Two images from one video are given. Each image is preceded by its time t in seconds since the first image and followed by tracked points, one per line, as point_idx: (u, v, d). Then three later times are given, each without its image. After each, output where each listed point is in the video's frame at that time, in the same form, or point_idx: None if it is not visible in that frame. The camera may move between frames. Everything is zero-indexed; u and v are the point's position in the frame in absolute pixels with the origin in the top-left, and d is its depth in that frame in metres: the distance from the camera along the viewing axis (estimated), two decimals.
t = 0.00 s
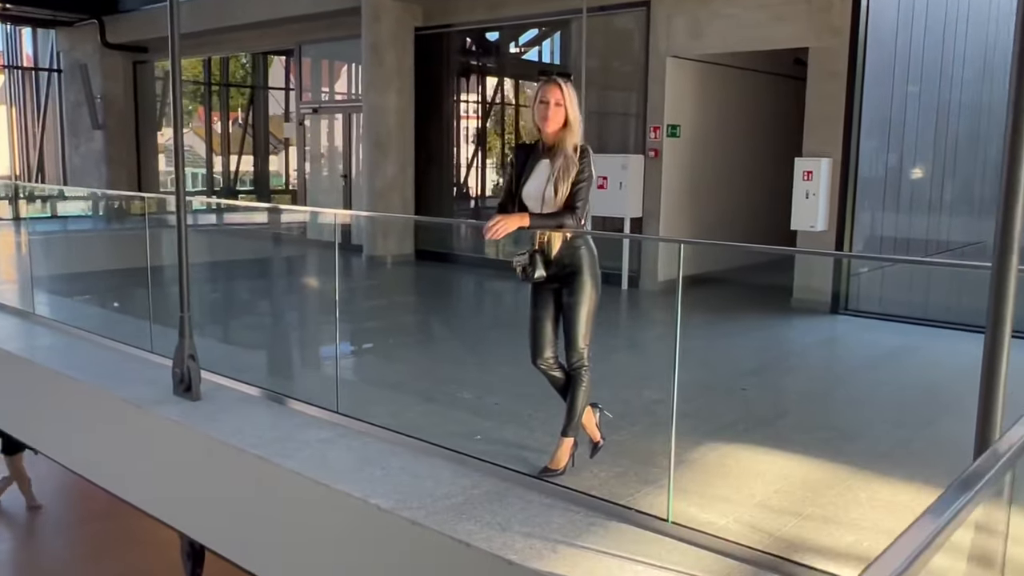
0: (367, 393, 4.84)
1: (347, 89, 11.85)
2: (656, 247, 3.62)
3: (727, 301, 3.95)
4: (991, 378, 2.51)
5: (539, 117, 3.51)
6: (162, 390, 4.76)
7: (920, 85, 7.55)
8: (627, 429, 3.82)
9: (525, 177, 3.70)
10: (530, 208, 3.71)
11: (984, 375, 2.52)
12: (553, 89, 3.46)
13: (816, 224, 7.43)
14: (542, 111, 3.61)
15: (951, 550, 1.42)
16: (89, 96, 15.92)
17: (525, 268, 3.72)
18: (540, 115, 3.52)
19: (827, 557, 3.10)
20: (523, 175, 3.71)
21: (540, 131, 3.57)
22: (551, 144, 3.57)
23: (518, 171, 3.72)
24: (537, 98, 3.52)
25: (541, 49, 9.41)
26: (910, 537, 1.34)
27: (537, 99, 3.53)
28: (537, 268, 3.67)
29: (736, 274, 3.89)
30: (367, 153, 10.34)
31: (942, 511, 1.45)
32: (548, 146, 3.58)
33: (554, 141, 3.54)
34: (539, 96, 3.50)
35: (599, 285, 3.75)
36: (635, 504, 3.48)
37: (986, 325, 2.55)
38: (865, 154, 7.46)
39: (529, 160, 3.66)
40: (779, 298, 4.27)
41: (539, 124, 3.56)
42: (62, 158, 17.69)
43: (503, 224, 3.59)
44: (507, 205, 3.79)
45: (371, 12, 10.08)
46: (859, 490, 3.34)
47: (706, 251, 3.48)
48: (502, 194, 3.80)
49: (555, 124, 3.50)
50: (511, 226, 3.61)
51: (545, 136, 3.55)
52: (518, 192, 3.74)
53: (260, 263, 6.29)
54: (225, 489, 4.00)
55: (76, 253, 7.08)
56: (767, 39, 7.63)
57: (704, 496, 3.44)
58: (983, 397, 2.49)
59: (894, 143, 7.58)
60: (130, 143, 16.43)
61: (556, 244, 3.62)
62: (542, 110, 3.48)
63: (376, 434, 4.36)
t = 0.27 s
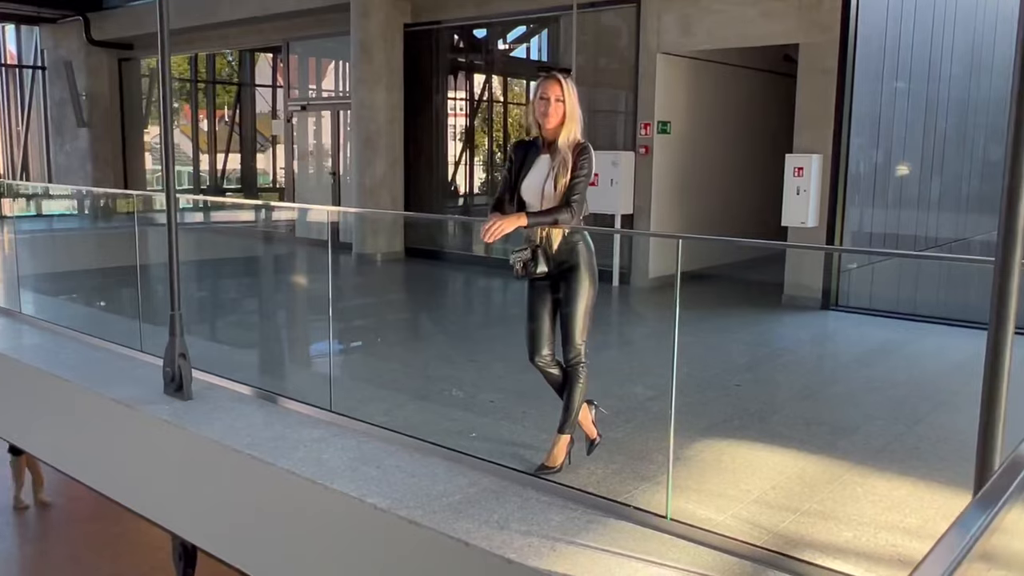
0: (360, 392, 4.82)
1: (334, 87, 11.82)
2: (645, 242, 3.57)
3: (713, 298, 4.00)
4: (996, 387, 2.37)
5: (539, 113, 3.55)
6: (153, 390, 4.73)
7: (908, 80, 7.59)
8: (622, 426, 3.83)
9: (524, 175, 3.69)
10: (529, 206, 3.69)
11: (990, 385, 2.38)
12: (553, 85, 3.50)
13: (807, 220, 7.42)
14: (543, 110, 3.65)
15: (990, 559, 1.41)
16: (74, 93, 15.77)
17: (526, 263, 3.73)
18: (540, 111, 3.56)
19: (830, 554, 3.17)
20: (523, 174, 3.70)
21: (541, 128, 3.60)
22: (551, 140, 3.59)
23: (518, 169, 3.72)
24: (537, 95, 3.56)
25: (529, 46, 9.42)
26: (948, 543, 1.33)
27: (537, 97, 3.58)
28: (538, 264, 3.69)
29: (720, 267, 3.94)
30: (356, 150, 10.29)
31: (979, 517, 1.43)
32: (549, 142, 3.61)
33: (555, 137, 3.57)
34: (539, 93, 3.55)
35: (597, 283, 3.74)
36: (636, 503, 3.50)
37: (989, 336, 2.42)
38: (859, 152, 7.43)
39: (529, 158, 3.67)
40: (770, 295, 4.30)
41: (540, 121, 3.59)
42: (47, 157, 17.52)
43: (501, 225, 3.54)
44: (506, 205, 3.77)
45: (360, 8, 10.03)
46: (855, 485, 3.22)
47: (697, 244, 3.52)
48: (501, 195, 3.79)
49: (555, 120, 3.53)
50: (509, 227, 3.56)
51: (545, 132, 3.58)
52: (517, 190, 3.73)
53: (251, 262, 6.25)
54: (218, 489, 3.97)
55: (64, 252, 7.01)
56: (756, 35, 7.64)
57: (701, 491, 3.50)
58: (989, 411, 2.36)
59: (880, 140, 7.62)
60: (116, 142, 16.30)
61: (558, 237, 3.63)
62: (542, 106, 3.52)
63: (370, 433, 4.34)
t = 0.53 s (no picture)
0: (352, 390, 4.81)
1: (323, 85, 11.78)
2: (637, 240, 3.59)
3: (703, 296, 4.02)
4: (989, 385, 2.30)
5: (535, 111, 3.55)
6: (143, 389, 4.69)
7: (895, 78, 7.62)
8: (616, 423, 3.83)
9: (519, 172, 3.69)
10: (524, 203, 3.68)
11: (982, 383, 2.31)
12: (548, 82, 3.50)
13: (797, 217, 7.46)
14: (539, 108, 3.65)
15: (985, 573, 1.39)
16: (60, 92, 15.65)
17: (519, 259, 3.70)
18: (536, 109, 3.56)
19: (823, 549, 3.13)
20: (518, 171, 3.70)
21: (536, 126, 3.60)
22: (546, 138, 3.59)
23: (513, 167, 3.72)
24: (533, 93, 3.56)
25: (518, 44, 9.42)
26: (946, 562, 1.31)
27: (533, 95, 3.58)
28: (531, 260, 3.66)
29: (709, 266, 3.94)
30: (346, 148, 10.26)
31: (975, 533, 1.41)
32: (545, 139, 3.61)
33: (550, 134, 3.57)
34: (534, 90, 3.55)
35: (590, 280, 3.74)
36: (629, 498, 3.48)
37: (984, 337, 2.31)
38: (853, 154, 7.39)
39: (525, 155, 3.67)
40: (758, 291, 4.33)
41: (535, 119, 3.59)
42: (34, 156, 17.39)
43: (495, 228, 3.53)
44: (501, 203, 3.77)
45: (349, 6, 9.98)
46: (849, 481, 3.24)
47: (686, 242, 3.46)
48: (496, 192, 3.78)
49: (550, 117, 3.53)
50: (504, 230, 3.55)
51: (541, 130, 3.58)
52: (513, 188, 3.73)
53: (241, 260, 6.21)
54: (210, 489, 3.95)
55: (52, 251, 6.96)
56: (746, 33, 7.67)
57: (696, 487, 3.47)
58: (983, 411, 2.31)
59: (869, 139, 7.66)
60: (104, 141, 16.21)
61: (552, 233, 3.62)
62: (538, 103, 3.52)
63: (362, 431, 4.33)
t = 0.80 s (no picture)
0: (345, 391, 4.80)
1: (315, 85, 11.76)
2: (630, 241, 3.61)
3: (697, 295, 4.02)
4: (984, 386, 2.28)
5: (529, 112, 3.54)
6: (134, 391, 4.67)
7: (886, 78, 7.65)
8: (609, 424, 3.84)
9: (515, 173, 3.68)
10: (521, 203, 3.67)
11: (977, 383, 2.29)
12: (543, 83, 3.50)
13: (789, 217, 7.50)
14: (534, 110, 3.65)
15: None
16: (50, 92, 15.58)
17: (514, 259, 3.71)
18: (531, 110, 3.55)
19: (816, 548, 3.14)
20: (514, 172, 3.70)
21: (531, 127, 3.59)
22: (541, 138, 3.59)
23: (509, 167, 3.71)
24: (527, 94, 3.56)
25: (510, 44, 9.42)
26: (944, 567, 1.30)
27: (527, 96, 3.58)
28: (527, 259, 3.68)
29: (703, 268, 3.95)
30: (338, 148, 10.23)
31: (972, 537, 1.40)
32: (540, 139, 3.60)
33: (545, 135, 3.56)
34: (529, 91, 3.55)
35: (585, 281, 3.74)
36: (623, 499, 3.48)
37: (977, 339, 2.29)
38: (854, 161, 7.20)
39: (520, 156, 3.66)
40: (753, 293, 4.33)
41: (530, 120, 3.59)
42: (24, 157, 17.30)
43: (491, 233, 3.50)
44: (497, 204, 3.76)
45: (340, 5, 9.92)
46: (841, 480, 3.24)
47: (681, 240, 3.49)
48: (491, 193, 3.77)
49: (545, 118, 3.53)
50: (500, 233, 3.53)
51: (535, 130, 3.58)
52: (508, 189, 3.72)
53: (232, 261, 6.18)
54: (202, 491, 3.93)
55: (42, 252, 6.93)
56: (738, 34, 7.68)
57: (690, 487, 3.49)
58: (978, 412, 2.29)
59: (861, 139, 7.66)
60: (94, 141, 16.16)
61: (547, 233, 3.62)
62: (533, 104, 3.52)
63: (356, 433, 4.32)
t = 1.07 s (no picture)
0: (340, 392, 4.79)
1: (308, 86, 11.74)
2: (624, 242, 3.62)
3: (691, 295, 4.02)
4: (978, 388, 2.28)
5: (523, 112, 3.55)
6: (128, 393, 4.65)
7: (878, 79, 7.61)
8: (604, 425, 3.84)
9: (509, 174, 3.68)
10: (515, 204, 3.67)
11: (971, 384, 2.29)
12: (536, 83, 3.51)
13: (783, 218, 7.53)
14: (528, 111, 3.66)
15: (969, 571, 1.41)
16: (42, 93, 15.53)
17: (509, 261, 3.67)
18: (524, 109, 3.56)
19: (812, 548, 3.13)
20: (508, 173, 3.69)
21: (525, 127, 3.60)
22: (535, 139, 3.59)
23: (503, 168, 3.71)
24: (521, 94, 3.57)
25: (503, 45, 9.42)
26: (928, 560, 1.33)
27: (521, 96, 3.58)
28: (523, 257, 3.64)
29: (696, 269, 3.96)
30: (332, 149, 10.22)
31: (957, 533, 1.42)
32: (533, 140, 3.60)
33: (539, 135, 3.57)
34: (523, 91, 3.56)
35: (580, 282, 3.74)
36: (618, 499, 3.48)
37: (971, 341, 2.29)
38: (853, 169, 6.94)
39: (515, 156, 3.66)
40: (747, 294, 4.33)
41: (524, 120, 3.59)
42: (15, 158, 17.24)
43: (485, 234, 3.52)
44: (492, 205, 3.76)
45: (335, 6, 9.94)
46: (835, 480, 3.23)
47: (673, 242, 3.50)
48: (486, 194, 3.77)
49: (538, 117, 3.54)
50: (494, 234, 3.54)
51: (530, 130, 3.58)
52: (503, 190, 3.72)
53: (225, 262, 6.16)
54: (195, 493, 3.92)
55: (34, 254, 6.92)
56: (731, 35, 7.69)
57: (685, 487, 3.46)
58: (972, 412, 2.30)
59: (854, 140, 7.72)
60: (87, 142, 16.12)
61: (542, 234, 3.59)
62: (526, 104, 3.53)
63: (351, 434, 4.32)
